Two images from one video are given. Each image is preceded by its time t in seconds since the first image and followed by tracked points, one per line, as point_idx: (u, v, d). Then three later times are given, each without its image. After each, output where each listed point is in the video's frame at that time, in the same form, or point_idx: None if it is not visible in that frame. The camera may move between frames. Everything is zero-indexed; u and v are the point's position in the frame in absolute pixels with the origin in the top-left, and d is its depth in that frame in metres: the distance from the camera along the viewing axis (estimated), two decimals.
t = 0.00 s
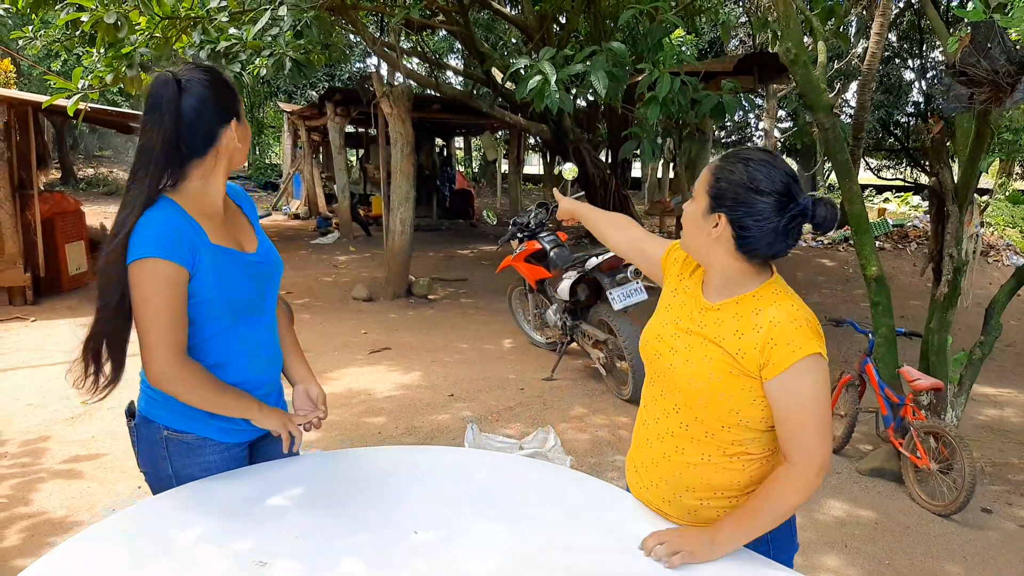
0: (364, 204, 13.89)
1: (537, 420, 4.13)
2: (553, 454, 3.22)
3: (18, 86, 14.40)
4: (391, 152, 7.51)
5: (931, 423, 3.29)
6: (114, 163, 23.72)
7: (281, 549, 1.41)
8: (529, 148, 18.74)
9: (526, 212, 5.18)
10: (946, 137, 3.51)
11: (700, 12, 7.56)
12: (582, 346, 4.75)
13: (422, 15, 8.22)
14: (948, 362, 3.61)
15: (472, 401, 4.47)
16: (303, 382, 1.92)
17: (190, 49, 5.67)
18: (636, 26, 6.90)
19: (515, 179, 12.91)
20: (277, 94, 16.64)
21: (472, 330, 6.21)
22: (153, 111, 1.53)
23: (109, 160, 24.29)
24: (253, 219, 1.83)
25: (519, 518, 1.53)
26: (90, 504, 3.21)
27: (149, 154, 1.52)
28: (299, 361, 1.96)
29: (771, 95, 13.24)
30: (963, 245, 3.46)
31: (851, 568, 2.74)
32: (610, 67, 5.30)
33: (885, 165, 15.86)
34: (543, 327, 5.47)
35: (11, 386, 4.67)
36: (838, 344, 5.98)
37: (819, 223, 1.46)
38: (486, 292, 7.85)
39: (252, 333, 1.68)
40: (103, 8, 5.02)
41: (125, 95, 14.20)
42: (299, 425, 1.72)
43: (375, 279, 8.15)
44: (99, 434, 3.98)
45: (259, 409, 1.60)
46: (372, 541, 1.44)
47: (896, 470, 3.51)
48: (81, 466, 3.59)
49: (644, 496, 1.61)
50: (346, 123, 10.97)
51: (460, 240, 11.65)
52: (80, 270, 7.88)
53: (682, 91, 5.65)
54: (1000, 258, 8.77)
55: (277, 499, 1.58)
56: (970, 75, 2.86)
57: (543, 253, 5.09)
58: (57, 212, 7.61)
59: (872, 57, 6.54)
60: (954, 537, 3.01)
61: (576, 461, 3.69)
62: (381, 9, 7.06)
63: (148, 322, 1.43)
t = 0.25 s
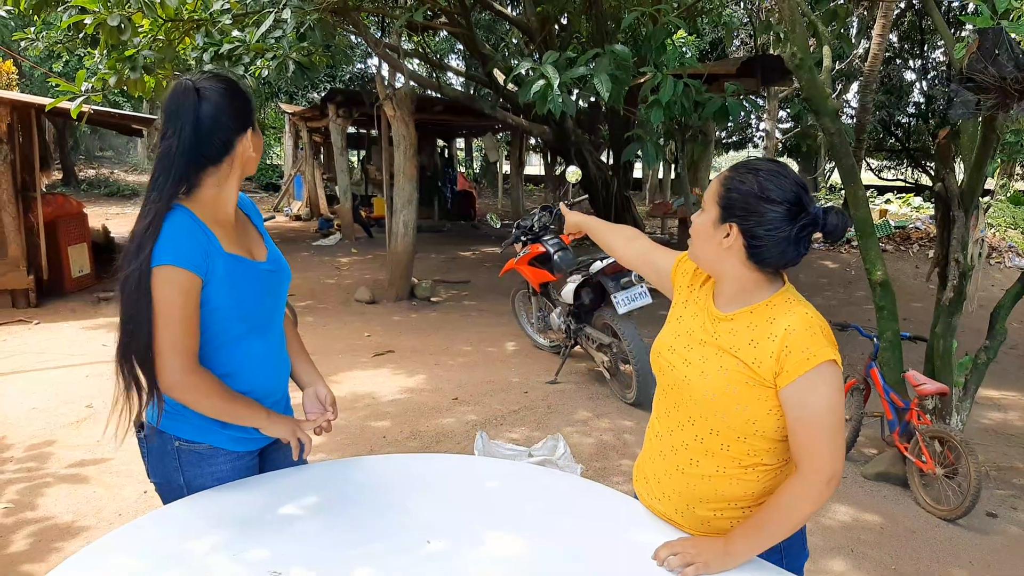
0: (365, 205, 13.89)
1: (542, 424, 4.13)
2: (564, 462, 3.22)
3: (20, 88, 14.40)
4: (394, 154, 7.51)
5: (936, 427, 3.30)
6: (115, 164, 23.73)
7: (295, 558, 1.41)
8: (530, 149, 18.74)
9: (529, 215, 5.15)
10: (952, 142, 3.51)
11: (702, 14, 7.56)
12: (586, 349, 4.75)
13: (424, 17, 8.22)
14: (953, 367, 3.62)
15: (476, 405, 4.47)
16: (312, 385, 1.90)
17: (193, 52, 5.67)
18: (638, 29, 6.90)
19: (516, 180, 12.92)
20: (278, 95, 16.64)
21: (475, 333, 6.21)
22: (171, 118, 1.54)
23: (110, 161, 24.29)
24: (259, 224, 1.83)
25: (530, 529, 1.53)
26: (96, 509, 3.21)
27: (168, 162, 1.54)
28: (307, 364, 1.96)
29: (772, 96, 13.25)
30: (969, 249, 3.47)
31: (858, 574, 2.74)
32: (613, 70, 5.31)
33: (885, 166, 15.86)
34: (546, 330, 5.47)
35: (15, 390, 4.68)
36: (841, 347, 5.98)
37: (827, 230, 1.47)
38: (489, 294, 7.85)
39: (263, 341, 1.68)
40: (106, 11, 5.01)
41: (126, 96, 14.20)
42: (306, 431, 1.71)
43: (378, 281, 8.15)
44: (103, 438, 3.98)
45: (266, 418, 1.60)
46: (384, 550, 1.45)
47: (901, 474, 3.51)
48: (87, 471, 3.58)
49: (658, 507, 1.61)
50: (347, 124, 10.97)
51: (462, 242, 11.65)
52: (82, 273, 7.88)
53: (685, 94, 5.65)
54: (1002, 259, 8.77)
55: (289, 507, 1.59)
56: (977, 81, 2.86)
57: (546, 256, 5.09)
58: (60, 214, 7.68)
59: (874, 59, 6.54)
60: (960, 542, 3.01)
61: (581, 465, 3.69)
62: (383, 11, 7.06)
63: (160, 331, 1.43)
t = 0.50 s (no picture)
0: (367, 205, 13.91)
1: (546, 423, 4.14)
2: (572, 462, 3.24)
3: (23, 89, 14.42)
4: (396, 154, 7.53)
5: (940, 427, 3.31)
6: (116, 163, 23.76)
7: (308, 556, 1.43)
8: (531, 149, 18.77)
9: (533, 216, 5.18)
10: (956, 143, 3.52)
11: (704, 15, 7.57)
12: (590, 349, 4.77)
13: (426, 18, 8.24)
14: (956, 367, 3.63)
15: (480, 405, 4.48)
16: (321, 385, 1.91)
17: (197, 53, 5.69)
18: (640, 30, 6.92)
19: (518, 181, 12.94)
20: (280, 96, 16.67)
21: (478, 332, 6.23)
22: (184, 119, 1.56)
23: (111, 161, 24.32)
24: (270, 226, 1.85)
25: (540, 528, 1.55)
26: (103, 508, 3.22)
27: (181, 164, 1.56)
28: (316, 364, 1.97)
29: (773, 97, 13.27)
30: (972, 250, 3.48)
31: (862, 573, 2.76)
32: (615, 71, 5.32)
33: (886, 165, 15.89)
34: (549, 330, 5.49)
35: (21, 389, 4.69)
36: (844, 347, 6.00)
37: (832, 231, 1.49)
38: (491, 294, 7.87)
39: (273, 342, 1.69)
40: (111, 12, 5.03)
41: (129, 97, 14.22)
42: (316, 430, 1.73)
43: (380, 282, 8.17)
44: (109, 438, 3.99)
45: (276, 419, 1.61)
46: (396, 549, 1.46)
47: (904, 473, 3.53)
48: (93, 470, 3.60)
49: (667, 508, 1.62)
50: (350, 125, 10.99)
51: (464, 242, 11.67)
52: (86, 273, 7.90)
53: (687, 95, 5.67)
54: (1004, 259, 8.79)
55: (300, 507, 1.60)
56: (981, 83, 2.87)
57: (550, 256, 5.11)
58: (63, 215, 7.66)
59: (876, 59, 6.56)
60: (964, 541, 3.02)
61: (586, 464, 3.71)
62: (385, 12, 7.07)
63: (172, 333, 1.45)
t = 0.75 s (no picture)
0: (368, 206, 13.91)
1: (548, 424, 4.13)
2: (576, 463, 3.23)
3: (24, 89, 14.43)
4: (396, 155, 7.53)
5: (942, 428, 3.31)
6: (117, 164, 23.77)
7: (312, 559, 1.43)
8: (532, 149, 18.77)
9: (534, 217, 5.19)
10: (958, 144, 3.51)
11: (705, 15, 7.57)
12: (591, 350, 4.77)
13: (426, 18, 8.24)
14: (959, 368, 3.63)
15: (482, 406, 4.48)
16: (325, 388, 1.91)
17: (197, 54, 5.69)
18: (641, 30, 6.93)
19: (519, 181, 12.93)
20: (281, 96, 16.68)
21: (479, 333, 6.23)
22: (184, 121, 1.56)
23: (112, 161, 24.33)
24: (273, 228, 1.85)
25: (544, 529, 1.55)
26: (105, 510, 3.22)
27: (183, 166, 1.55)
28: (320, 366, 1.97)
29: (774, 98, 13.28)
30: (975, 251, 3.48)
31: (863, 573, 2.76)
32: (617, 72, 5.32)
33: (887, 165, 15.88)
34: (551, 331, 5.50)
35: (22, 390, 4.70)
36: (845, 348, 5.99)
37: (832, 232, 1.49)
38: (492, 295, 7.87)
39: (277, 344, 1.69)
40: (111, 13, 5.03)
41: (129, 97, 14.20)
42: (320, 432, 1.73)
43: (381, 283, 8.17)
44: (111, 439, 3.99)
45: (279, 421, 1.61)
46: (399, 551, 1.46)
47: (906, 474, 3.53)
48: (95, 472, 3.60)
49: (670, 510, 1.62)
50: (350, 125, 10.99)
51: (464, 243, 11.67)
52: (87, 274, 7.90)
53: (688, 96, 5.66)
54: (1005, 260, 8.79)
55: (303, 508, 1.60)
56: (984, 84, 2.87)
57: (551, 257, 5.12)
58: (65, 216, 7.66)
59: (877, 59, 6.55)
60: (966, 542, 3.02)
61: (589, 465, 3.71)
62: (386, 13, 7.07)
63: (176, 334, 1.45)
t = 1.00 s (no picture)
0: (369, 206, 13.92)
1: (547, 423, 4.14)
2: (570, 460, 3.24)
3: (25, 89, 14.45)
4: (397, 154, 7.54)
5: (939, 425, 3.32)
6: (118, 164, 23.81)
7: (307, 552, 1.44)
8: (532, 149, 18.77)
9: (533, 215, 5.17)
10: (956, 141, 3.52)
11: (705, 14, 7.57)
12: (590, 348, 4.78)
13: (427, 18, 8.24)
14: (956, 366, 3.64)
15: (481, 404, 4.49)
16: (322, 384, 1.92)
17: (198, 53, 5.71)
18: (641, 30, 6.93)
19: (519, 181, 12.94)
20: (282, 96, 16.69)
21: (479, 332, 6.24)
22: (181, 117, 1.57)
23: (113, 161, 24.37)
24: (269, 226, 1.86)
25: (539, 523, 1.55)
26: (104, 507, 3.24)
27: (180, 162, 1.56)
28: (316, 361, 1.98)
29: (774, 97, 13.29)
30: (971, 249, 3.49)
31: (860, 570, 2.77)
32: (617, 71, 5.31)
33: (887, 165, 15.88)
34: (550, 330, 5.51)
35: (22, 389, 4.71)
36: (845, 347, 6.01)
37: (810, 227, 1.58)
38: (492, 294, 7.89)
39: (273, 339, 1.70)
40: (112, 13, 5.04)
41: (130, 97, 14.22)
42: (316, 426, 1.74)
43: (381, 282, 8.18)
44: (111, 437, 4.01)
45: (275, 416, 1.62)
46: (395, 544, 1.47)
47: (904, 472, 3.54)
48: (94, 469, 3.62)
49: (663, 504, 1.62)
50: (351, 125, 11.01)
51: (465, 242, 11.68)
52: (88, 273, 7.92)
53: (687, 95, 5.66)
54: (1005, 259, 8.79)
55: (299, 502, 1.61)
56: (980, 82, 2.88)
57: (550, 256, 5.14)
58: (66, 215, 7.68)
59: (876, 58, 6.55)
60: (962, 539, 3.03)
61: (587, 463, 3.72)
62: (386, 12, 7.07)
63: (172, 329, 1.46)
